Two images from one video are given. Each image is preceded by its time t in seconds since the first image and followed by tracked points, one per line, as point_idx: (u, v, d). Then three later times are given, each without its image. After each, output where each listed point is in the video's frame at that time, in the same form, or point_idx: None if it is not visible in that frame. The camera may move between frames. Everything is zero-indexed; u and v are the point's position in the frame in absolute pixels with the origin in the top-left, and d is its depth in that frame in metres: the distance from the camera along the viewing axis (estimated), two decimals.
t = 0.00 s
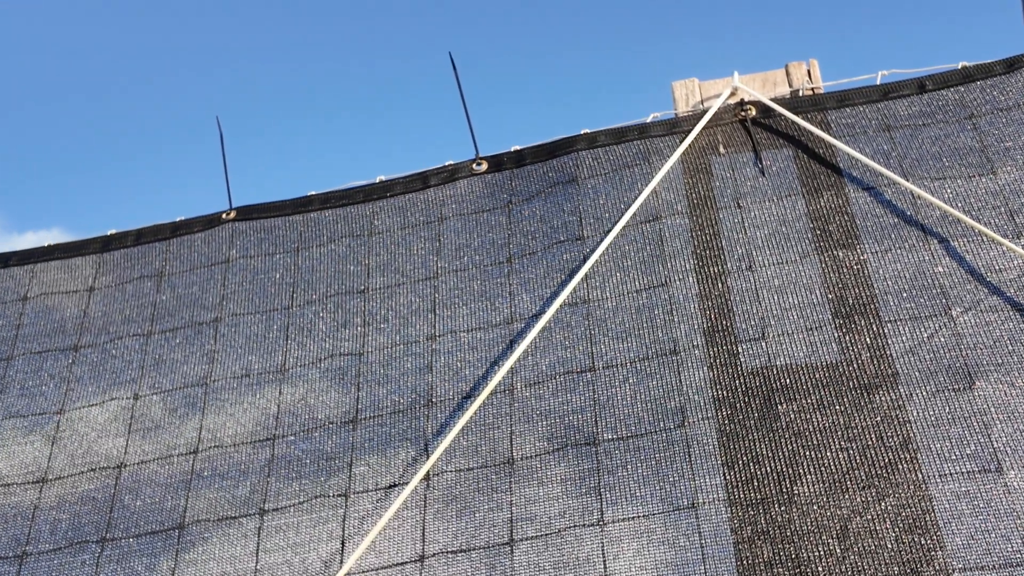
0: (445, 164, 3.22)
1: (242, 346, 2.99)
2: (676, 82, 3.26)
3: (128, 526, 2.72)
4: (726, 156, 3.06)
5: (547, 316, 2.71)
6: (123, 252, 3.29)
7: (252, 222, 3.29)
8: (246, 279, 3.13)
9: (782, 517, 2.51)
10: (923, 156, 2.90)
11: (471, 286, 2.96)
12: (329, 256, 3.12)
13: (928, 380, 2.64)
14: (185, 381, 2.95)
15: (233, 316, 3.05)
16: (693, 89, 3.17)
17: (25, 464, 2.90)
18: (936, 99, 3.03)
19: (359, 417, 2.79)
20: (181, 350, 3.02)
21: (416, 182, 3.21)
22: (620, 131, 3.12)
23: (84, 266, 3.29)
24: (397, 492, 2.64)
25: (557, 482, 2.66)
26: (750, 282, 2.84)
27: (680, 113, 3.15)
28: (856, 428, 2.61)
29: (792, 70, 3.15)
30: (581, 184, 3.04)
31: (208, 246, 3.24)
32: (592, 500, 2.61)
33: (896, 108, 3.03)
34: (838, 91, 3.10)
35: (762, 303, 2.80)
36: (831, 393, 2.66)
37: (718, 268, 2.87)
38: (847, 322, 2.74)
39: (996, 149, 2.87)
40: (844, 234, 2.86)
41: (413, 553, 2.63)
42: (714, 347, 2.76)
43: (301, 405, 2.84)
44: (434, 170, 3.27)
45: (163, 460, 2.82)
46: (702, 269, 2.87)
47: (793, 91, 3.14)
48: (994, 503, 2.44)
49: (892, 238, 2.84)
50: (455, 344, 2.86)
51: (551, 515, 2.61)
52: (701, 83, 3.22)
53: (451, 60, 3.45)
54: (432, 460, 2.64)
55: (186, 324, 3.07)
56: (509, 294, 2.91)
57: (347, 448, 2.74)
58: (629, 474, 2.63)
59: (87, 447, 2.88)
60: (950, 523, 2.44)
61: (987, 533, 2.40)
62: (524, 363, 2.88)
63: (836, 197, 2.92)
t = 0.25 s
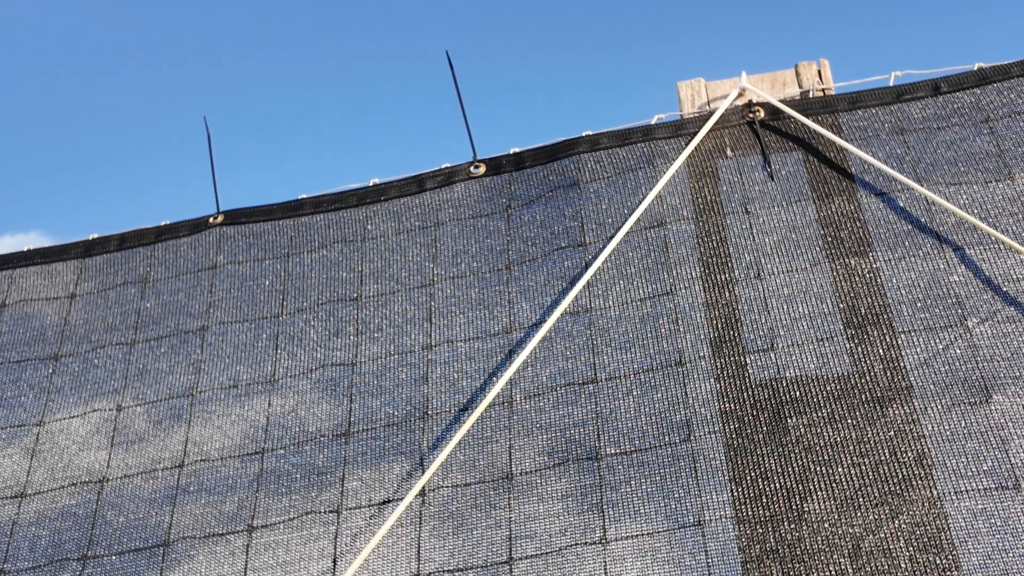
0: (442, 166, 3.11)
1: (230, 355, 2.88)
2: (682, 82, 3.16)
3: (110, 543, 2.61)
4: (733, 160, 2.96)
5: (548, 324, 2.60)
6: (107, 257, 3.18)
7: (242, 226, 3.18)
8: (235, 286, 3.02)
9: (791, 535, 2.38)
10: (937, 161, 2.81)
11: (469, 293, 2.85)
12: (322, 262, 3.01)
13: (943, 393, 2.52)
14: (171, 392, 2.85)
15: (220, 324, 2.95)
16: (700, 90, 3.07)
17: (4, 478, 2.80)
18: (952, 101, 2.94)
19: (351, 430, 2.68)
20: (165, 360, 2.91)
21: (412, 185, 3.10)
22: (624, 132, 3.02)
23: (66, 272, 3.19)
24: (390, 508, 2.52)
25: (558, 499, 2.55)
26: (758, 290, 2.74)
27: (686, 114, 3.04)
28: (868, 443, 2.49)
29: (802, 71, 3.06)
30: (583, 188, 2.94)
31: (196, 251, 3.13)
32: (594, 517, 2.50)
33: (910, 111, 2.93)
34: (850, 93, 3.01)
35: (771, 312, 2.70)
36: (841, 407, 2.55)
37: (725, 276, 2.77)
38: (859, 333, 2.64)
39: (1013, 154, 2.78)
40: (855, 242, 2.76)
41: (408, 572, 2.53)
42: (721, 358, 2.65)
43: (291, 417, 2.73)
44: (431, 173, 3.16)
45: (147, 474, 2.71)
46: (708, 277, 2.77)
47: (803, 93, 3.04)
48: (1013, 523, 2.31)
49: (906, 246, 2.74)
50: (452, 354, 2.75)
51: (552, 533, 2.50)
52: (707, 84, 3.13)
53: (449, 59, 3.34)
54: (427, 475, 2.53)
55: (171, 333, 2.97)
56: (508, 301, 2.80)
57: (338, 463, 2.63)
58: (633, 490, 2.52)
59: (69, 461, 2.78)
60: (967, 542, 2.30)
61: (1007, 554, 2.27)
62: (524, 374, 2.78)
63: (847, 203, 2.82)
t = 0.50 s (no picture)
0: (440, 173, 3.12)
1: (228, 361, 2.88)
2: (679, 90, 3.18)
3: (107, 549, 2.61)
4: (730, 167, 2.97)
5: (545, 331, 2.60)
6: (104, 263, 3.19)
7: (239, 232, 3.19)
8: (233, 292, 3.03)
9: (787, 542, 2.38)
10: (934, 169, 2.82)
11: (466, 300, 2.86)
12: (320, 268, 3.02)
13: (939, 401, 2.53)
14: (168, 398, 2.85)
15: (218, 330, 2.95)
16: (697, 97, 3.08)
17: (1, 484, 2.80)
18: (948, 109, 2.96)
19: (349, 436, 2.68)
20: (163, 365, 2.92)
21: (410, 192, 3.11)
22: (621, 139, 3.03)
23: (64, 278, 3.19)
24: (387, 514, 2.52)
25: (555, 505, 2.55)
26: (755, 297, 2.75)
27: (683, 121, 3.06)
28: (864, 450, 2.50)
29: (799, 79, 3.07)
30: (581, 195, 2.95)
31: (194, 258, 3.13)
32: (591, 524, 2.50)
33: (907, 119, 2.95)
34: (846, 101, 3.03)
35: (767, 319, 2.71)
36: (838, 414, 2.56)
37: (722, 283, 2.78)
38: (855, 340, 2.65)
39: (1009, 162, 2.80)
40: (852, 249, 2.78)
41: None
42: (718, 365, 2.66)
43: (289, 423, 2.74)
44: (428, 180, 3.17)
45: (144, 481, 2.71)
46: (705, 284, 2.78)
47: (800, 101, 3.06)
48: (1009, 531, 2.31)
49: (902, 253, 2.75)
50: (449, 361, 2.76)
51: (549, 540, 2.51)
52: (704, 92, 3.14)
53: (447, 66, 3.35)
54: (423, 481, 2.53)
55: (169, 338, 2.97)
56: (506, 308, 2.80)
57: (336, 469, 2.63)
58: (630, 497, 2.52)
59: (66, 467, 2.78)
60: (963, 550, 2.30)
61: (1002, 562, 2.27)
62: (521, 381, 2.78)
63: (844, 211, 2.83)
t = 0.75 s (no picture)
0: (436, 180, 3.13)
1: (223, 367, 2.89)
2: (675, 97, 3.19)
3: (102, 555, 2.61)
4: (726, 174, 2.98)
5: (540, 337, 2.61)
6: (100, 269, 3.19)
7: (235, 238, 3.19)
8: (230, 297, 3.03)
9: (782, 549, 2.38)
10: (929, 176, 2.83)
11: (462, 306, 2.86)
12: (317, 273, 3.02)
13: (933, 408, 2.53)
14: (164, 404, 2.85)
15: (214, 336, 2.96)
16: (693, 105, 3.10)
17: None
18: (942, 116, 2.97)
19: (344, 442, 2.68)
20: (158, 371, 2.92)
21: (406, 198, 3.11)
22: (617, 146, 3.04)
23: (60, 283, 3.20)
24: (382, 520, 2.52)
25: (550, 512, 2.56)
26: (750, 304, 2.75)
27: (678, 128, 3.07)
28: (858, 457, 2.50)
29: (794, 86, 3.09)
30: (576, 201, 2.95)
31: (190, 263, 3.14)
32: (586, 530, 2.51)
33: (901, 126, 2.96)
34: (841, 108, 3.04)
35: (762, 326, 2.72)
36: (832, 421, 2.56)
37: (717, 290, 2.78)
38: (850, 347, 2.66)
39: (1003, 170, 2.81)
40: (846, 256, 2.78)
41: None
42: (712, 372, 2.67)
43: (284, 429, 2.74)
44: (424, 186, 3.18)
45: (139, 486, 2.71)
46: (700, 291, 2.79)
47: (796, 108, 3.07)
48: (1003, 538, 2.31)
49: (896, 260, 2.76)
50: (445, 367, 2.76)
51: (544, 546, 2.51)
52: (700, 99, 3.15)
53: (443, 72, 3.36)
54: (419, 487, 2.53)
55: (164, 344, 2.98)
56: (502, 314, 2.81)
57: (331, 475, 2.63)
58: (625, 504, 2.52)
59: (60, 472, 2.78)
60: (956, 557, 2.30)
61: (996, 569, 2.27)
62: (517, 387, 2.79)
63: (839, 217, 2.84)
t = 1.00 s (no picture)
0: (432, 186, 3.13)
1: (218, 372, 2.89)
2: (670, 104, 3.20)
3: (96, 560, 2.61)
4: (721, 181, 2.99)
5: (535, 343, 2.61)
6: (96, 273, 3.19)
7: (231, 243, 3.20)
8: (225, 302, 3.03)
9: (776, 555, 2.39)
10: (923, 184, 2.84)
11: (457, 312, 2.86)
12: (312, 279, 3.03)
13: (927, 415, 2.54)
14: (159, 409, 2.85)
15: (209, 341, 2.96)
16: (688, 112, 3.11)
17: None
18: (936, 124, 2.99)
19: (339, 448, 2.68)
20: (153, 376, 2.92)
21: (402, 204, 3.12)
22: (612, 153, 3.05)
23: (55, 287, 3.19)
24: (376, 526, 2.52)
25: (545, 518, 2.56)
26: (745, 311, 2.76)
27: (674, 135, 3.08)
28: (852, 464, 2.51)
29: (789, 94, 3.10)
30: (572, 208, 2.96)
31: (185, 268, 3.14)
32: (580, 537, 2.51)
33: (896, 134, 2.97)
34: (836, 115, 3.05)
35: (757, 333, 2.72)
36: (826, 428, 2.57)
37: (711, 297, 2.79)
38: (844, 354, 2.66)
39: (997, 177, 2.83)
40: (840, 263, 2.79)
41: None
42: (707, 379, 2.67)
43: (279, 434, 2.74)
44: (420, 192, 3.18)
45: (134, 491, 2.71)
46: (695, 298, 2.79)
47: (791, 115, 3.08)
48: (996, 545, 2.32)
49: (891, 267, 2.77)
50: (440, 373, 2.76)
51: (538, 553, 2.51)
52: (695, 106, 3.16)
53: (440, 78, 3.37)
54: (413, 493, 2.53)
55: (159, 350, 2.98)
56: (497, 320, 2.81)
57: (326, 481, 2.63)
58: (619, 510, 2.53)
59: (55, 477, 2.78)
60: (949, 565, 2.31)
61: None
62: (512, 393, 2.79)
63: (833, 224, 2.85)
